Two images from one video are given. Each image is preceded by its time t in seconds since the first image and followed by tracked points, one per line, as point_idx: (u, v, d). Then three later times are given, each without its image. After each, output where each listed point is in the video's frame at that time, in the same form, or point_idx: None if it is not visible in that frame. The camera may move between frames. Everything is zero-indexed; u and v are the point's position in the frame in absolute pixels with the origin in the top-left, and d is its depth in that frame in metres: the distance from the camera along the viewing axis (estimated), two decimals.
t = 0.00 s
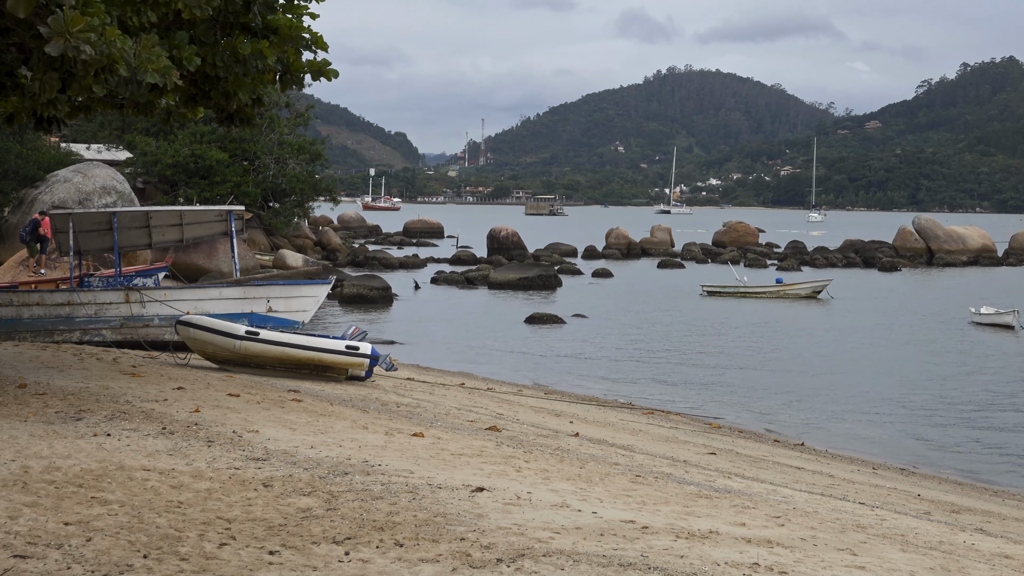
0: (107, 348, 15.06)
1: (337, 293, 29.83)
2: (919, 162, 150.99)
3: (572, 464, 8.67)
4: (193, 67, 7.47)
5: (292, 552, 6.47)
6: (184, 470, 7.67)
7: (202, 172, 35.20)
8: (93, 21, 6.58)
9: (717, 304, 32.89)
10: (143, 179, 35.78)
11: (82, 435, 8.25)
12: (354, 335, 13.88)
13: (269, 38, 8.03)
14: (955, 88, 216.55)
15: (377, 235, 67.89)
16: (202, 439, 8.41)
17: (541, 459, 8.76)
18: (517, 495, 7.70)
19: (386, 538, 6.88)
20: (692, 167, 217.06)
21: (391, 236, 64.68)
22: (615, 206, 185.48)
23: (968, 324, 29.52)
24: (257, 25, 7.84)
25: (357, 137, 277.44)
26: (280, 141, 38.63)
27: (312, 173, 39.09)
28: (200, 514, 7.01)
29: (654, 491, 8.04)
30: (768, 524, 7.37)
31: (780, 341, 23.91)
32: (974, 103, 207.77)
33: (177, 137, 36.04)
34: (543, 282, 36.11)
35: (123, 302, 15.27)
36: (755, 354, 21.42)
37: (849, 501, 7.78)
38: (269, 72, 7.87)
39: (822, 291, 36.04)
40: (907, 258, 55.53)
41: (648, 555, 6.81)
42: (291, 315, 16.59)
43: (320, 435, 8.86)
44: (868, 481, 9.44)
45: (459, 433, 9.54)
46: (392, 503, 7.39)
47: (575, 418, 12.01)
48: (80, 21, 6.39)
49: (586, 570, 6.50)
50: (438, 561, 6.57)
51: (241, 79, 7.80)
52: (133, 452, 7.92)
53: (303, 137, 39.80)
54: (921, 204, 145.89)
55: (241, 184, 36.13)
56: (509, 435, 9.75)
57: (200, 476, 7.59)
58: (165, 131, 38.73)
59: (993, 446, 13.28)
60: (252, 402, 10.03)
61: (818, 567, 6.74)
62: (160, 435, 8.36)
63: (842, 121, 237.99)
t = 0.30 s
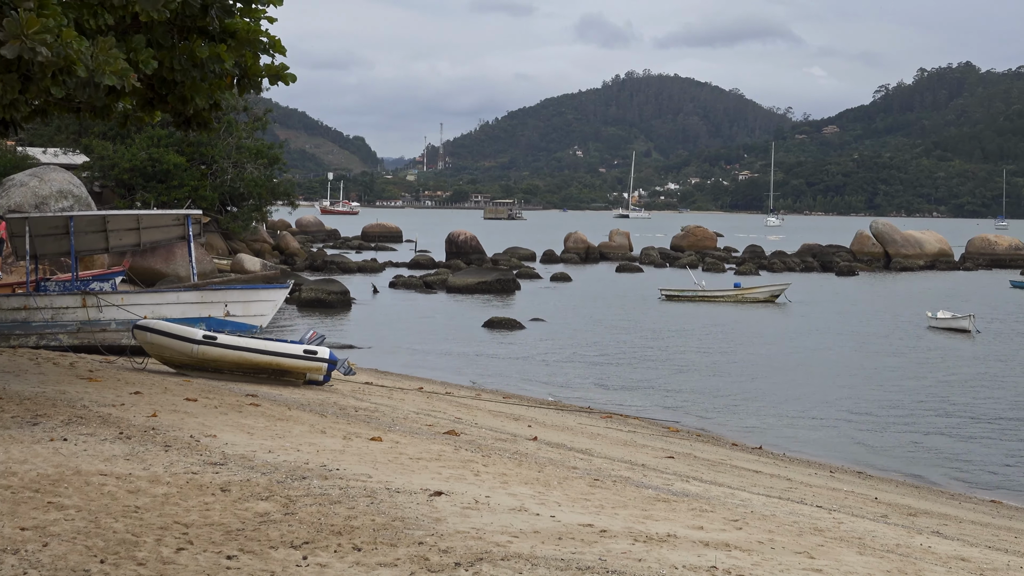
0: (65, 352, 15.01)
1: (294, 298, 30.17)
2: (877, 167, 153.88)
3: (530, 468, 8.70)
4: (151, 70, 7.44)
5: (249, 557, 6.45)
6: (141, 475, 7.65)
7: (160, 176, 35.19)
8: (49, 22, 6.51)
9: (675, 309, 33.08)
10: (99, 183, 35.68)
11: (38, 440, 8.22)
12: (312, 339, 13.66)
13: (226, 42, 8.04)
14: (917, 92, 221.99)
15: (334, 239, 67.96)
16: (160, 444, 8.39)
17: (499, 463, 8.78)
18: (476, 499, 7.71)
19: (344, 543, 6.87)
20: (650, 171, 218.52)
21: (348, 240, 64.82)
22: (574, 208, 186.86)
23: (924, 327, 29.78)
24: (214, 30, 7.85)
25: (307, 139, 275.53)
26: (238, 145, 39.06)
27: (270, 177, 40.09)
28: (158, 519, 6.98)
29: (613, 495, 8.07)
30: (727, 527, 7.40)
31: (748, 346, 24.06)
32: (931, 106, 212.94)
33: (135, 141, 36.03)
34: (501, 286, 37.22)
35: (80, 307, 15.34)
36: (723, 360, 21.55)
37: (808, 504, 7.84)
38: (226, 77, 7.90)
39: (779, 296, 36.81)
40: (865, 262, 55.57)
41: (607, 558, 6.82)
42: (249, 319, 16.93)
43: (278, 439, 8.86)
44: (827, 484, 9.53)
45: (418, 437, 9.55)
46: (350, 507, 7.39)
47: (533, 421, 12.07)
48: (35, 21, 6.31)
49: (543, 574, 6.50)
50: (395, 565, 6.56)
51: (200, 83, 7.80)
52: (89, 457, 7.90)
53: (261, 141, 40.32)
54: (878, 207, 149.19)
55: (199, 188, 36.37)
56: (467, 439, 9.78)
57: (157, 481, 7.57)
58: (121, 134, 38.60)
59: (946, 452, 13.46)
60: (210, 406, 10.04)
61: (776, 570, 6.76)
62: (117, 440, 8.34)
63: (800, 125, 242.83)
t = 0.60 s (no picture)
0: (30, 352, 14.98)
1: (259, 298, 30.29)
2: (838, 167, 155.49)
3: (494, 467, 8.72)
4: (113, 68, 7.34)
5: (213, 557, 6.42)
6: (104, 475, 7.63)
7: (123, 175, 35.27)
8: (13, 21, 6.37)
9: (643, 308, 33.25)
10: (62, 181, 35.55)
11: None
12: (276, 338, 13.74)
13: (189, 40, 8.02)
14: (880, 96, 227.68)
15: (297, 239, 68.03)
16: (123, 444, 8.37)
17: (463, 463, 8.79)
18: (440, 498, 7.71)
19: (307, 542, 6.86)
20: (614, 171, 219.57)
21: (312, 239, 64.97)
22: (539, 208, 187.04)
23: (889, 327, 30.02)
24: (178, 28, 7.79)
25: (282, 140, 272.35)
26: (201, 145, 39.08)
27: (233, 176, 40.09)
28: (120, 519, 6.93)
29: (576, 493, 8.11)
30: (690, 526, 7.43)
31: (720, 347, 24.15)
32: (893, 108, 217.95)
33: (98, 140, 36.07)
34: (465, 286, 37.49)
35: (42, 306, 15.35)
36: (694, 360, 21.60)
37: (772, 503, 7.88)
38: (189, 76, 7.91)
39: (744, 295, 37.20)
40: (829, 261, 56.09)
41: (571, 557, 6.82)
42: (213, 318, 17.55)
43: (241, 439, 8.85)
44: (790, 483, 9.62)
45: (381, 436, 9.57)
46: (314, 506, 7.39)
47: (497, 421, 12.13)
48: None
49: (507, 574, 6.49)
50: (359, 565, 6.55)
51: (163, 82, 7.75)
52: (52, 457, 7.88)
53: (223, 141, 40.48)
54: (841, 207, 152.34)
55: (161, 188, 36.52)
56: (430, 438, 9.81)
57: (120, 481, 7.54)
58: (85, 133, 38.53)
59: (907, 453, 13.54)
60: (172, 406, 10.03)
61: (739, 568, 6.78)
62: (79, 440, 8.32)
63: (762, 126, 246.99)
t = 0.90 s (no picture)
0: None
1: (222, 296, 30.12)
2: (803, 163, 160.38)
3: (459, 465, 8.73)
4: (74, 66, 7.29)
5: (177, 556, 6.40)
6: (67, 474, 7.60)
7: (85, 173, 35.32)
8: None
9: (613, 306, 33.45)
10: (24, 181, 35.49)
11: None
12: (241, 338, 13.80)
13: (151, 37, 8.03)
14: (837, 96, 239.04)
15: (262, 237, 68.22)
16: (86, 443, 8.35)
17: (428, 461, 8.80)
18: (405, 496, 7.71)
19: (272, 541, 6.85)
20: (578, 168, 220.41)
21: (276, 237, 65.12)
22: (503, 206, 187.64)
23: (852, 324, 30.25)
24: (138, 25, 7.77)
25: (248, 140, 271.16)
26: (165, 143, 39.16)
27: (197, 174, 39.89)
28: (84, 519, 6.89)
29: (541, 491, 8.13)
30: (656, 523, 7.46)
31: (695, 345, 24.20)
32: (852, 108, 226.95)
33: (60, 139, 36.11)
34: (430, 283, 37.41)
35: (5, 305, 15.62)
36: (669, 359, 21.63)
37: (735, 500, 7.93)
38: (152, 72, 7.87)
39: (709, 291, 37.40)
40: (794, 258, 56.54)
41: (536, 555, 6.83)
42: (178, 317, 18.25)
43: (206, 438, 8.84)
44: (754, 479, 9.73)
45: (345, 434, 9.57)
46: (279, 505, 7.38)
47: (462, 418, 12.19)
48: None
49: (472, 571, 6.50)
50: (324, 563, 6.54)
51: (126, 80, 7.73)
52: (15, 457, 7.83)
53: (188, 138, 40.22)
54: (806, 204, 154.54)
55: (125, 185, 36.48)
56: (395, 436, 9.84)
57: (84, 480, 7.52)
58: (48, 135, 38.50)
59: (875, 452, 13.55)
60: (136, 405, 10.02)
61: (704, 565, 6.80)
62: (42, 439, 8.29)
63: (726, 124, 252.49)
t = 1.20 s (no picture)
0: None
1: (186, 292, 30.65)
2: (767, 160, 165.87)
3: (425, 462, 8.75)
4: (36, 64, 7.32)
5: (142, 555, 6.39)
6: (31, 473, 7.56)
7: (49, 171, 35.23)
8: None
9: (585, 303, 33.71)
10: None
11: None
12: (205, 336, 14.33)
13: (115, 36, 8.02)
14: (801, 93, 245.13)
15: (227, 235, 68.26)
16: (50, 442, 8.33)
17: (394, 458, 8.82)
18: (371, 493, 7.72)
19: (237, 539, 6.83)
20: (543, 165, 220.68)
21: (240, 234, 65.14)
22: (468, 203, 187.59)
23: (817, 321, 30.43)
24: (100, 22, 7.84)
25: (217, 139, 268.88)
26: (128, 140, 39.09)
27: (160, 173, 40.13)
28: (48, 518, 6.86)
29: (506, 488, 8.16)
30: (622, 520, 7.49)
31: (678, 343, 24.23)
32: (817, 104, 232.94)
33: (23, 136, 35.88)
34: (395, 281, 37.76)
35: None
36: (650, 358, 21.68)
37: (700, 496, 7.99)
38: (116, 70, 7.89)
39: (674, 287, 37.71)
40: (759, 255, 56.55)
41: (502, 552, 6.83)
42: (143, 315, 18.61)
43: (170, 436, 8.83)
44: (720, 476, 9.85)
45: (310, 432, 9.59)
46: (243, 503, 7.37)
47: (428, 416, 12.27)
48: None
49: (438, 569, 6.50)
50: (290, 561, 6.54)
51: (89, 77, 7.78)
52: None
53: (151, 135, 40.37)
54: (769, 200, 160.26)
55: (89, 184, 36.48)
56: (360, 434, 9.89)
57: (48, 480, 7.49)
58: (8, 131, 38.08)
59: (850, 452, 13.59)
60: (101, 403, 9.99)
61: (669, 561, 6.83)
62: (6, 439, 8.26)
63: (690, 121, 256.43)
